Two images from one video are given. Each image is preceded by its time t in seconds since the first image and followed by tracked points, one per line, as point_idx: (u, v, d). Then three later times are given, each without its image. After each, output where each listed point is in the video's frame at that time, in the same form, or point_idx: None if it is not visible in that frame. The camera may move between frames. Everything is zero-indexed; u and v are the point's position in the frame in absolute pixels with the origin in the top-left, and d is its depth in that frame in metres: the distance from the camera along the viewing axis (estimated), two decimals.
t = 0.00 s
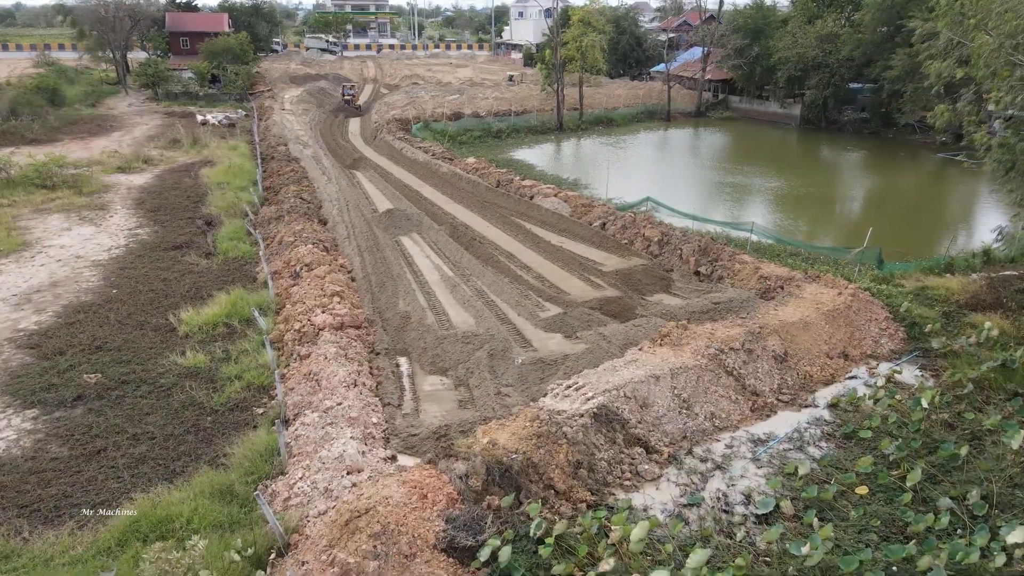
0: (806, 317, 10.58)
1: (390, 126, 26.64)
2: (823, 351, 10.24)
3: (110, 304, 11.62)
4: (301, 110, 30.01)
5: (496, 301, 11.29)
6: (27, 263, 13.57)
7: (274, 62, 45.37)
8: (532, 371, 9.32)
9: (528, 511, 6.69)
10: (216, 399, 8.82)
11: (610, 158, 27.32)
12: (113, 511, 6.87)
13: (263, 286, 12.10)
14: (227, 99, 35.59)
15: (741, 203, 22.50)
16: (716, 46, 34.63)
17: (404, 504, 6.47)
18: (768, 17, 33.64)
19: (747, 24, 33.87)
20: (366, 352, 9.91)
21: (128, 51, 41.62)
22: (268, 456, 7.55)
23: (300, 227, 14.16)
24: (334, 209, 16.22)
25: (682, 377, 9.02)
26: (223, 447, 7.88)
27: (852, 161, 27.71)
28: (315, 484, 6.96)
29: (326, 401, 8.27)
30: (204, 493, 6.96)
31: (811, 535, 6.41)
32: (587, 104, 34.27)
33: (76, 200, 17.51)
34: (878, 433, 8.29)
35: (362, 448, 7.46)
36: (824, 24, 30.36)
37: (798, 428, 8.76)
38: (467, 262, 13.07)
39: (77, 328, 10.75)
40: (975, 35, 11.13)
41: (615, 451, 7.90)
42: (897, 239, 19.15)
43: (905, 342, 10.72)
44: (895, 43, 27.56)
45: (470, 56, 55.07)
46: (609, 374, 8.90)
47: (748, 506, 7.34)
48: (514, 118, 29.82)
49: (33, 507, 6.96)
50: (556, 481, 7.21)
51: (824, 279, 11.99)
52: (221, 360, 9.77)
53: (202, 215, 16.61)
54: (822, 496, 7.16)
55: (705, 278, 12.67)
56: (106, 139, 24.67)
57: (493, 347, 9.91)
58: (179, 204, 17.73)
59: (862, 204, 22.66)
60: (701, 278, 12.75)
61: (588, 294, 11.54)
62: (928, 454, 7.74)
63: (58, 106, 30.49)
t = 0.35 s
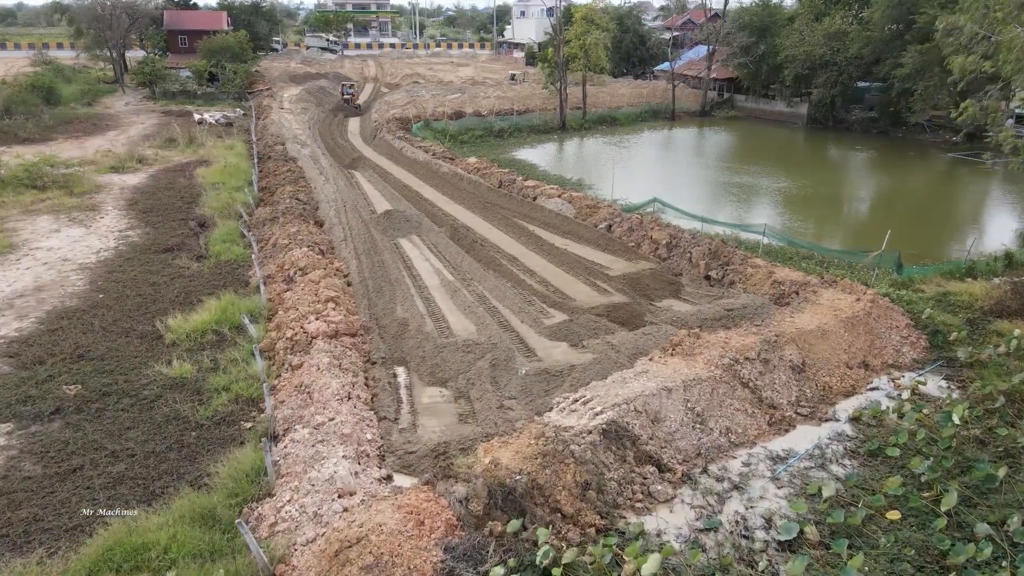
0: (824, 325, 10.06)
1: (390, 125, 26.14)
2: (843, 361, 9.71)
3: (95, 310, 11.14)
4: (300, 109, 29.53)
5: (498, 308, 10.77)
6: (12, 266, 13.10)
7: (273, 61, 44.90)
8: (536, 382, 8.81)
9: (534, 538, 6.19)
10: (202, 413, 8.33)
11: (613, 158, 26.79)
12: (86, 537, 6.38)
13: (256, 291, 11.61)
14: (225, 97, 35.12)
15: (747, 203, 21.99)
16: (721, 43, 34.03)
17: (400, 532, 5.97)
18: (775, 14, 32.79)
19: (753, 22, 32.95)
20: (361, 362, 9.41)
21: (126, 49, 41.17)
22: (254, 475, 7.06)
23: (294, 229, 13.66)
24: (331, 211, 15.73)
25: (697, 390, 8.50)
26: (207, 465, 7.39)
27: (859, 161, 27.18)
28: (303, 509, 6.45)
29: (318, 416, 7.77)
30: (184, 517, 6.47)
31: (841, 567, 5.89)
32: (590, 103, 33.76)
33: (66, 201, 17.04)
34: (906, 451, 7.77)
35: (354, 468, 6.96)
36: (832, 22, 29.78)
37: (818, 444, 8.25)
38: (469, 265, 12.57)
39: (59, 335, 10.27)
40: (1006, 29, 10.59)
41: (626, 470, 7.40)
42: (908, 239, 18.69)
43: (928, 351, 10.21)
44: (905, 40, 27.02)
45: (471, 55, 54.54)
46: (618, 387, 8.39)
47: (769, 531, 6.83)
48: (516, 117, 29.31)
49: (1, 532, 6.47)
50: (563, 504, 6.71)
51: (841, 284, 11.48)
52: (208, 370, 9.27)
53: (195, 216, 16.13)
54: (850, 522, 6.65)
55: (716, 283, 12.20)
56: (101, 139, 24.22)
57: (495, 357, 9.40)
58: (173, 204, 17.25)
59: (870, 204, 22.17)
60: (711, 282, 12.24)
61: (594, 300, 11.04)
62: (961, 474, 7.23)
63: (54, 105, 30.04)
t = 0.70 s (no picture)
0: (846, 334, 9.54)
1: (391, 124, 25.64)
2: (866, 372, 9.19)
3: (81, 316, 10.65)
4: (299, 108, 29.04)
5: (502, 315, 10.26)
6: None
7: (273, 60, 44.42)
8: (543, 396, 8.31)
9: (543, 571, 5.67)
10: (187, 429, 7.82)
11: (618, 158, 26.23)
12: (57, 568, 5.87)
13: (248, 296, 11.12)
14: (224, 96, 34.64)
15: (757, 204, 21.42)
16: (728, 41, 33.46)
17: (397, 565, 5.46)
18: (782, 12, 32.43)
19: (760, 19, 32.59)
20: (358, 373, 8.91)
21: (124, 48, 40.69)
22: (241, 499, 6.55)
23: (290, 231, 13.15)
24: (329, 212, 15.23)
25: (714, 405, 7.97)
26: (191, 487, 6.89)
27: (869, 161, 26.62)
28: (292, 537, 5.92)
29: (310, 433, 7.27)
30: (163, 546, 5.96)
31: None
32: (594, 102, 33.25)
33: (57, 201, 16.57)
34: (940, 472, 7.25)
35: (349, 492, 6.45)
36: (841, 19, 29.23)
37: (845, 463, 7.73)
38: (471, 269, 12.05)
39: (41, 344, 9.77)
40: None
41: (641, 493, 6.88)
42: (924, 241, 18.13)
43: (954, 361, 9.69)
44: (916, 38, 26.49)
45: (473, 54, 54.04)
46: (631, 401, 7.88)
47: (797, 561, 6.31)
48: (519, 116, 28.79)
49: None
50: (574, 532, 6.19)
51: (861, 290, 10.97)
52: (196, 381, 8.78)
53: (189, 218, 15.63)
54: (885, 552, 6.13)
55: (729, 288, 11.68)
56: (96, 138, 23.77)
57: (499, 368, 8.89)
58: (166, 205, 16.76)
59: (883, 205, 21.61)
60: (724, 287, 11.73)
61: (603, 306, 10.53)
62: (1002, 498, 6.71)
63: (49, 103, 29.57)
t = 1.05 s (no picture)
0: (874, 344, 8.98)
1: (391, 123, 25.12)
2: (896, 385, 8.64)
3: (65, 324, 10.13)
4: (299, 106, 28.55)
5: (508, 324, 9.72)
6: None
7: (274, 58, 43.93)
8: (553, 411, 7.79)
9: None
10: (173, 448, 7.31)
11: (623, 158, 25.69)
12: None
13: (242, 302, 10.61)
14: (222, 95, 34.14)
15: (766, 204, 20.89)
16: (735, 39, 32.88)
17: None
18: (791, 10, 31.82)
19: (768, 16, 31.86)
20: (355, 387, 8.38)
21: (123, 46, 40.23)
22: (227, 529, 6.02)
23: (287, 233, 12.61)
24: (328, 214, 14.72)
25: (737, 422, 7.43)
26: (175, 513, 6.37)
27: (879, 160, 26.09)
28: (281, 574, 5.37)
29: (303, 454, 6.73)
30: None
31: None
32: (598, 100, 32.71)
33: (47, 202, 16.06)
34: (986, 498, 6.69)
35: (345, 522, 5.90)
36: (852, 16, 28.62)
37: (878, 486, 7.19)
38: (475, 274, 11.53)
39: (21, 353, 9.25)
40: None
41: (662, 521, 6.34)
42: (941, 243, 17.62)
43: (988, 373, 9.14)
44: (929, 35, 25.91)
45: (476, 53, 53.46)
46: (648, 418, 7.33)
47: None
48: (523, 115, 28.25)
49: None
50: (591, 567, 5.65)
51: (885, 297, 10.44)
52: (184, 395, 8.26)
53: (183, 219, 15.14)
54: None
55: (746, 294, 11.14)
56: (91, 137, 23.28)
57: (506, 381, 8.36)
58: (160, 206, 16.27)
59: (896, 205, 21.10)
60: (740, 293, 11.20)
61: (614, 314, 10.00)
62: None
63: (45, 102, 29.10)
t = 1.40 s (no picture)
0: (908, 356, 8.41)
1: (394, 122, 24.59)
2: (934, 401, 8.07)
3: (49, 333, 9.60)
4: (299, 105, 28.04)
5: (517, 333, 9.17)
6: None
7: (274, 57, 43.44)
8: (568, 431, 7.25)
9: None
10: (158, 471, 6.76)
11: (629, 158, 25.14)
12: None
13: (236, 310, 10.07)
14: (222, 94, 33.64)
15: (777, 205, 20.33)
16: (744, 36, 32.30)
17: None
18: (800, 7, 31.17)
19: (777, 13, 31.28)
20: (355, 403, 7.83)
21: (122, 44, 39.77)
22: (212, 566, 5.47)
23: (284, 236, 12.07)
24: (328, 216, 14.18)
25: (768, 444, 6.86)
26: (157, 545, 5.83)
27: (891, 160, 25.51)
28: None
29: (297, 481, 6.18)
30: None
31: None
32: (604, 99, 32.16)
33: (38, 203, 15.55)
34: None
35: (342, 560, 5.35)
36: (863, 13, 28.00)
37: (923, 514, 6.64)
38: (481, 280, 10.98)
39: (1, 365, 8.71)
40: None
41: (690, 556, 5.77)
42: (961, 245, 17.04)
43: None
44: (943, 33, 25.30)
45: (478, 52, 52.94)
46: (671, 440, 6.77)
47: None
48: (527, 114, 27.72)
49: None
50: None
51: (915, 305, 9.88)
52: (172, 411, 7.73)
53: (178, 221, 14.61)
54: None
55: (766, 301, 10.59)
56: (87, 137, 22.80)
57: (516, 397, 7.81)
58: (155, 208, 15.76)
59: (911, 206, 20.51)
60: (760, 300, 10.64)
61: (629, 323, 9.45)
62: None
63: (41, 100, 28.64)
